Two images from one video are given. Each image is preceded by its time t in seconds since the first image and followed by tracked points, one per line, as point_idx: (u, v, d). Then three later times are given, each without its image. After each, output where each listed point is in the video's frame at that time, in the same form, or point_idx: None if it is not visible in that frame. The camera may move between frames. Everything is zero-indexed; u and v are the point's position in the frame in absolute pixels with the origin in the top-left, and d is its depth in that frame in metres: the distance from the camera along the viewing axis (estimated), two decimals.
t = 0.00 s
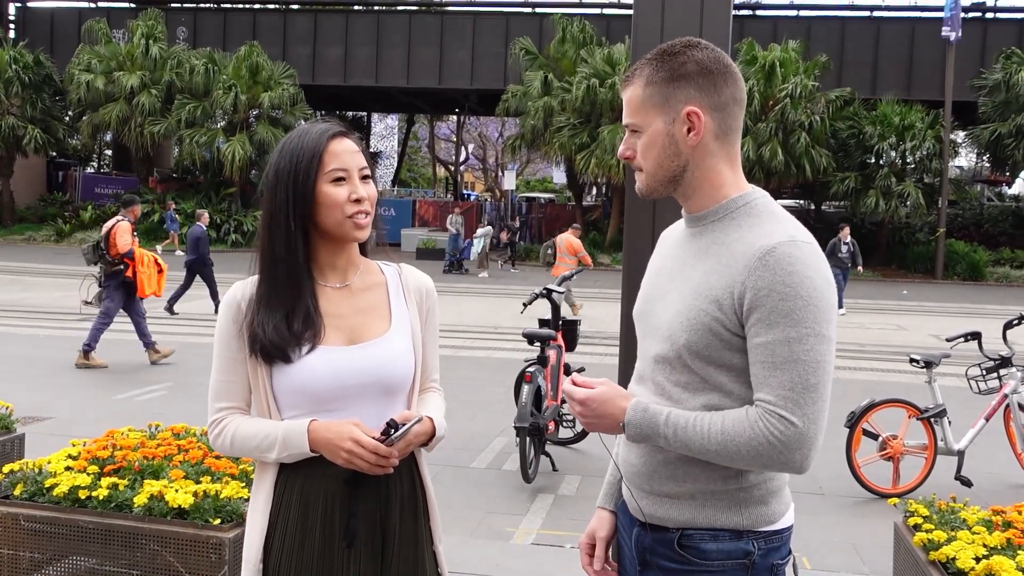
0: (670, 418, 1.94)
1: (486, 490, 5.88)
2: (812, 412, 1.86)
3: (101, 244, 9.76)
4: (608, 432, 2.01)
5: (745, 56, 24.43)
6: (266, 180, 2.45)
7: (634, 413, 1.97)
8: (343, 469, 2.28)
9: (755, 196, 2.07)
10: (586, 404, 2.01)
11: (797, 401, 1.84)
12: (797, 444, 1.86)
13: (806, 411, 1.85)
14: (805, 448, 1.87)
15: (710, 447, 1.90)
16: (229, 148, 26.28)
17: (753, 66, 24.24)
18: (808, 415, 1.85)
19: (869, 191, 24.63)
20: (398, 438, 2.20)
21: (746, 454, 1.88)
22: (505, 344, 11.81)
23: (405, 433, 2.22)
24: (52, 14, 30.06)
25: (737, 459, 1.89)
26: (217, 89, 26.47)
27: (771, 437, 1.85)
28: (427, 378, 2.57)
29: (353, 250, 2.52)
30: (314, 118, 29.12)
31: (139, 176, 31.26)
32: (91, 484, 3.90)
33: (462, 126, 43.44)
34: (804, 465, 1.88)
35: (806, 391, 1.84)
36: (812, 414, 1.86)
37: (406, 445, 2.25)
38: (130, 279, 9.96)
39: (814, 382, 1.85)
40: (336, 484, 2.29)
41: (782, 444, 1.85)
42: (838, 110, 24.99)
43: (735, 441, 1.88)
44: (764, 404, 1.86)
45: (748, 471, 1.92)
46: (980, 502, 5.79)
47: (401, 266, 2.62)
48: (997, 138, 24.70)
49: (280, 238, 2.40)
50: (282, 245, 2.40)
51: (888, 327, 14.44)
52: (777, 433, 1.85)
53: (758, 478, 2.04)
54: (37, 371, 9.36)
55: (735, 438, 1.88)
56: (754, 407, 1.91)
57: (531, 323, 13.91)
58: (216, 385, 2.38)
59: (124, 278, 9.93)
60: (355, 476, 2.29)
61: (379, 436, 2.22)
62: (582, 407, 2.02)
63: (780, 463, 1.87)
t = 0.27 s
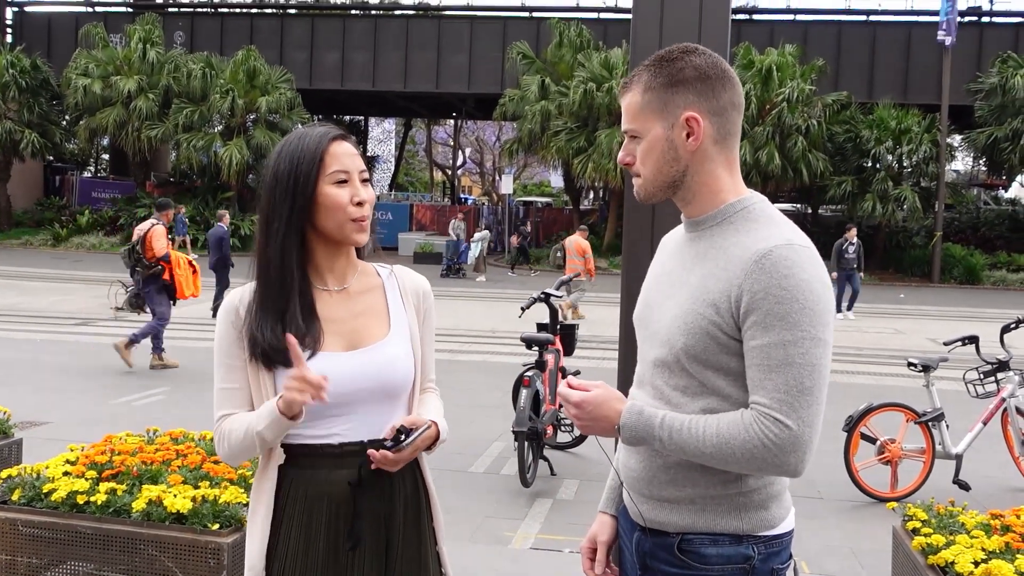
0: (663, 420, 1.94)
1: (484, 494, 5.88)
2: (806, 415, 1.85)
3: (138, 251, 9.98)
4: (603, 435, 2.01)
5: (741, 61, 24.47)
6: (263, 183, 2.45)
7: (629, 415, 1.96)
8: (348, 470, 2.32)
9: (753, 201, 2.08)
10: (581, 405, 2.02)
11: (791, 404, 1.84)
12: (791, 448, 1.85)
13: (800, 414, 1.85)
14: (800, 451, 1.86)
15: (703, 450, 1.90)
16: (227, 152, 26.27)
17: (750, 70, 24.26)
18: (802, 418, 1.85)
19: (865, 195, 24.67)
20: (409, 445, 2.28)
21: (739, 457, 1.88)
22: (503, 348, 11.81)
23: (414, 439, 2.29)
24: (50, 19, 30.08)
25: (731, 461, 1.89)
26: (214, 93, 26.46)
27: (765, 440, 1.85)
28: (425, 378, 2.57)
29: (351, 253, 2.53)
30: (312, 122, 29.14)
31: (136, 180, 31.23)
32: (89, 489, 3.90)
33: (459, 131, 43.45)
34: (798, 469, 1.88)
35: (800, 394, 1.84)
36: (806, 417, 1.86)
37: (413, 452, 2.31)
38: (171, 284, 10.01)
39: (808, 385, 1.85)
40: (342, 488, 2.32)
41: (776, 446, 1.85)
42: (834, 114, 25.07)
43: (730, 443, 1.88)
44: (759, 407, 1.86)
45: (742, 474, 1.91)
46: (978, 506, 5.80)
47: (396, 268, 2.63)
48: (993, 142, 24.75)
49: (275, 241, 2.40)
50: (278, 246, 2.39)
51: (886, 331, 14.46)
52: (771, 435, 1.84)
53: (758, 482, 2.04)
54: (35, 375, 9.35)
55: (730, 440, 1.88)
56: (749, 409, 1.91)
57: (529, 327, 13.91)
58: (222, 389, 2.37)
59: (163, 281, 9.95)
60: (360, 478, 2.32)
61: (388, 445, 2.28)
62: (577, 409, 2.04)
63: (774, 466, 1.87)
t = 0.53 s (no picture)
0: (634, 413, 1.96)
1: (482, 499, 5.89)
2: (776, 418, 1.85)
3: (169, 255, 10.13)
4: (573, 422, 2.03)
5: (738, 66, 24.50)
6: (264, 183, 2.45)
7: (599, 405, 1.98)
8: (350, 475, 2.34)
9: (750, 206, 2.08)
10: (553, 393, 2.04)
11: (762, 405, 1.84)
12: (756, 448, 1.86)
13: (769, 417, 1.85)
14: (764, 453, 1.87)
15: (671, 445, 1.91)
16: (224, 157, 26.28)
17: (746, 75, 24.29)
18: (770, 421, 1.85)
19: (862, 200, 24.74)
20: (411, 453, 2.32)
21: (703, 454, 1.89)
22: (501, 353, 11.81)
23: (418, 447, 2.34)
24: (47, 23, 30.08)
25: (697, 459, 1.90)
26: (211, 98, 26.46)
27: (731, 439, 1.86)
28: (423, 381, 2.61)
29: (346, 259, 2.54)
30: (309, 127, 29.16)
31: (133, 185, 31.20)
32: (86, 494, 3.88)
33: (456, 135, 43.44)
34: (763, 468, 1.89)
35: (773, 397, 1.84)
36: (775, 420, 1.86)
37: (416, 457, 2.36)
38: (200, 290, 10.27)
39: (782, 389, 1.85)
40: (344, 492, 2.34)
41: (741, 446, 1.86)
42: (831, 119, 25.14)
43: (700, 440, 1.88)
44: (730, 406, 1.87)
45: (707, 471, 1.92)
46: (975, 510, 5.81)
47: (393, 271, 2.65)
48: (989, 147, 24.81)
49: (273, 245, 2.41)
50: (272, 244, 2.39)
51: (883, 336, 14.48)
52: (737, 435, 1.85)
53: (756, 486, 2.04)
54: (32, 380, 9.33)
55: (701, 439, 1.88)
56: (720, 408, 1.91)
57: (527, 332, 13.92)
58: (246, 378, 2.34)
59: (194, 288, 10.18)
60: (362, 483, 2.34)
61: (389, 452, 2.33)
62: (550, 396, 2.05)
63: (737, 466, 1.88)
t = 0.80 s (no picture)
0: (618, 421, 1.96)
1: (478, 504, 5.88)
2: (759, 424, 1.85)
3: (205, 262, 10.26)
4: (561, 432, 2.03)
5: (735, 71, 24.53)
6: (269, 190, 2.45)
7: (584, 414, 1.99)
8: (357, 482, 2.36)
9: (744, 213, 2.09)
10: (539, 404, 2.04)
11: (746, 411, 1.84)
12: (737, 454, 1.86)
13: (751, 423, 1.84)
14: (746, 459, 1.86)
15: (653, 452, 1.91)
16: (221, 162, 26.26)
17: (743, 80, 24.31)
18: (753, 427, 1.85)
19: (859, 206, 24.77)
20: (424, 456, 2.35)
21: (686, 461, 1.88)
22: (497, 358, 11.80)
23: (429, 452, 2.37)
24: (44, 29, 30.08)
25: (679, 465, 1.90)
26: (208, 103, 26.45)
27: (714, 445, 1.85)
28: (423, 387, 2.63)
29: (352, 265, 2.54)
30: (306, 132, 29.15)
31: (130, 190, 31.17)
32: (81, 501, 3.87)
33: (453, 141, 43.48)
34: (745, 474, 1.88)
35: (757, 403, 1.84)
36: (758, 426, 1.85)
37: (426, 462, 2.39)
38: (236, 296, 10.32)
39: (766, 395, 1.84)
40: (351, 498, 2.36)
41: (724, 452, 1.85)
42: (828, 125, 25.20)
43: (680, 446, 1.88)
44: (715, 412, 1.86)
45: (689, 476, 1.92)
46: (972, 516, 5.81)
47: (396, 279, 2.66)
48: (986, 152, 24.84)
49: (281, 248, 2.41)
50: (279, 250, 2.39)
51: (880, 341, 14.49)
52: (720, 442, 1.85)
53: (747, 492, 2.04)
54: (28, 386, 9.32)
55: (681, 445, 1.88)
56: (706, 414, 1.91)
57: (523, 338, 13.92)
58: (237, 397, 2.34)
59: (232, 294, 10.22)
60: (371, 490, 2.37)
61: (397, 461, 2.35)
62: (536, 406, 2.05)
63: (720, 471, 1.87)
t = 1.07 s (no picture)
0: (622, 428, 1.95)
1: (477, 509, 5.88)
2: (763, 429, 1.85)
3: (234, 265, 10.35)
4: (563, 441, 2.03)
5: (732, 76, 24.56)
6: (273, 197, 2.47)
7: (588, 422, 1.98)
8: (356, 487, 2.35)
9: (740, 216, 2.09)
10: (543, 413, 2.04)
11: (751, 416, 1.84)
12: (742, 459, 1.86)
13: (755, 428, 1.84)
14: (751, 464, 1.86)
15: (658, 459, 1.91)
16: (219, 167, 26.28)
17: (740, 85, 24.33)
18: (757, 431, 1.85)
19: (857, 209, 24.79)
20: (426, 462, 2.35)
21: (692, 466, 1.88)
22: (496, 363, 11.80)
23: (431, 455, 2.38)
24: (42, 35, 30.12)
25: (685, 471, 1.89)
26: (206, 109, 26.46)
27: (718, 451, 1.85)
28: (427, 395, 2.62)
29: (357, 271, 2.56)
30: (305, 138, 29.17)
31: (128, 196, 31.19)
32: (79, 507, 3.86)
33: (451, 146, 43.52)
34: (751, 479, 1.88)
35: (760, 408, 1.84)
36: (762, 431, 1.85)
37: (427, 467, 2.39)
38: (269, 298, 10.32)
39: (769, 399, 1.84)
40: (350, 502, 2.35)
41: (729, 458, 1.85)
42: (826, 129, 25.23)
43: (685, 452, 1.89)
44: (718, 418, 1.86)
45: (693, 482, 1.92)
46: (970, 519, 5.80)
47: (400, 285, 2.67)
48: (983, 156, 24.89)
49: (294, 255, 2.42)
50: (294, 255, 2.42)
51: (878, 345, 14.50)
52: (724, 447, 1.85)
53: (744, 496, 2.03)
54: (26, 392, 9.31)
55: (688, 451, 1.88)
56: (709, 420, 1.91)
57: (522, 342, 13.92)
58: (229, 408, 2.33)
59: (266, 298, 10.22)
60: (371, 495, 2.36)
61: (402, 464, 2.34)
62: (539, 415, 2.05)
63: (726, 477, 1.88)
